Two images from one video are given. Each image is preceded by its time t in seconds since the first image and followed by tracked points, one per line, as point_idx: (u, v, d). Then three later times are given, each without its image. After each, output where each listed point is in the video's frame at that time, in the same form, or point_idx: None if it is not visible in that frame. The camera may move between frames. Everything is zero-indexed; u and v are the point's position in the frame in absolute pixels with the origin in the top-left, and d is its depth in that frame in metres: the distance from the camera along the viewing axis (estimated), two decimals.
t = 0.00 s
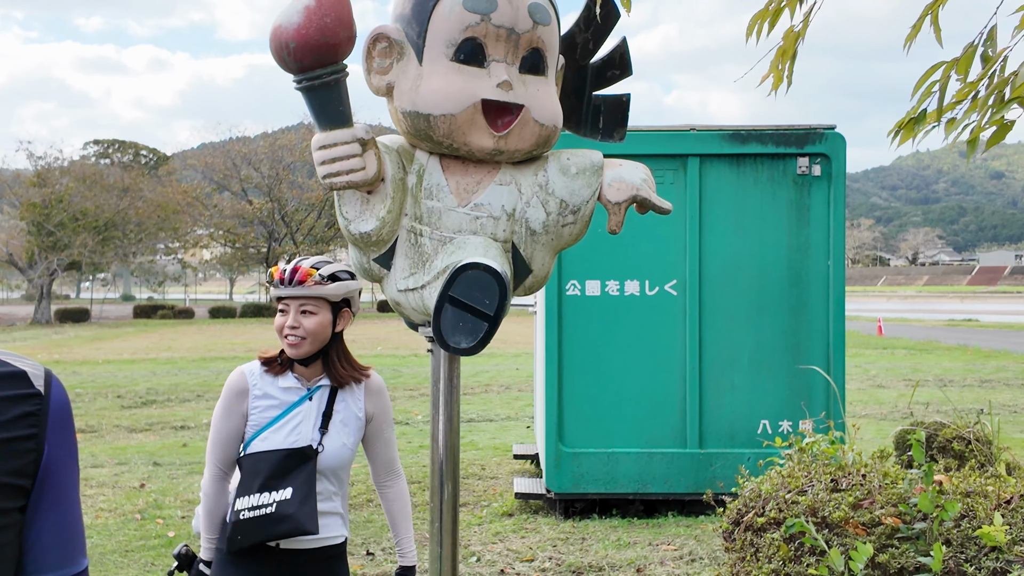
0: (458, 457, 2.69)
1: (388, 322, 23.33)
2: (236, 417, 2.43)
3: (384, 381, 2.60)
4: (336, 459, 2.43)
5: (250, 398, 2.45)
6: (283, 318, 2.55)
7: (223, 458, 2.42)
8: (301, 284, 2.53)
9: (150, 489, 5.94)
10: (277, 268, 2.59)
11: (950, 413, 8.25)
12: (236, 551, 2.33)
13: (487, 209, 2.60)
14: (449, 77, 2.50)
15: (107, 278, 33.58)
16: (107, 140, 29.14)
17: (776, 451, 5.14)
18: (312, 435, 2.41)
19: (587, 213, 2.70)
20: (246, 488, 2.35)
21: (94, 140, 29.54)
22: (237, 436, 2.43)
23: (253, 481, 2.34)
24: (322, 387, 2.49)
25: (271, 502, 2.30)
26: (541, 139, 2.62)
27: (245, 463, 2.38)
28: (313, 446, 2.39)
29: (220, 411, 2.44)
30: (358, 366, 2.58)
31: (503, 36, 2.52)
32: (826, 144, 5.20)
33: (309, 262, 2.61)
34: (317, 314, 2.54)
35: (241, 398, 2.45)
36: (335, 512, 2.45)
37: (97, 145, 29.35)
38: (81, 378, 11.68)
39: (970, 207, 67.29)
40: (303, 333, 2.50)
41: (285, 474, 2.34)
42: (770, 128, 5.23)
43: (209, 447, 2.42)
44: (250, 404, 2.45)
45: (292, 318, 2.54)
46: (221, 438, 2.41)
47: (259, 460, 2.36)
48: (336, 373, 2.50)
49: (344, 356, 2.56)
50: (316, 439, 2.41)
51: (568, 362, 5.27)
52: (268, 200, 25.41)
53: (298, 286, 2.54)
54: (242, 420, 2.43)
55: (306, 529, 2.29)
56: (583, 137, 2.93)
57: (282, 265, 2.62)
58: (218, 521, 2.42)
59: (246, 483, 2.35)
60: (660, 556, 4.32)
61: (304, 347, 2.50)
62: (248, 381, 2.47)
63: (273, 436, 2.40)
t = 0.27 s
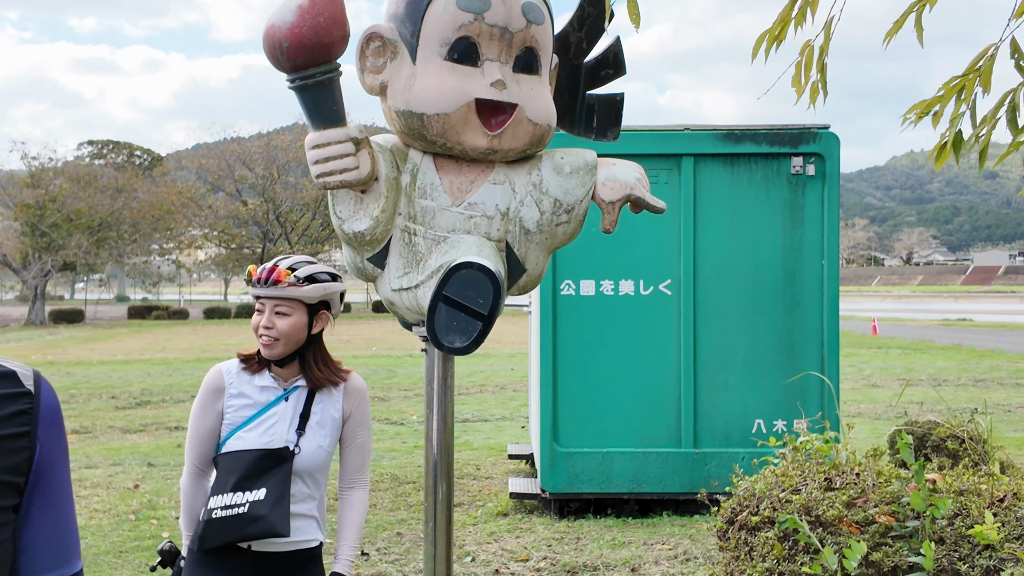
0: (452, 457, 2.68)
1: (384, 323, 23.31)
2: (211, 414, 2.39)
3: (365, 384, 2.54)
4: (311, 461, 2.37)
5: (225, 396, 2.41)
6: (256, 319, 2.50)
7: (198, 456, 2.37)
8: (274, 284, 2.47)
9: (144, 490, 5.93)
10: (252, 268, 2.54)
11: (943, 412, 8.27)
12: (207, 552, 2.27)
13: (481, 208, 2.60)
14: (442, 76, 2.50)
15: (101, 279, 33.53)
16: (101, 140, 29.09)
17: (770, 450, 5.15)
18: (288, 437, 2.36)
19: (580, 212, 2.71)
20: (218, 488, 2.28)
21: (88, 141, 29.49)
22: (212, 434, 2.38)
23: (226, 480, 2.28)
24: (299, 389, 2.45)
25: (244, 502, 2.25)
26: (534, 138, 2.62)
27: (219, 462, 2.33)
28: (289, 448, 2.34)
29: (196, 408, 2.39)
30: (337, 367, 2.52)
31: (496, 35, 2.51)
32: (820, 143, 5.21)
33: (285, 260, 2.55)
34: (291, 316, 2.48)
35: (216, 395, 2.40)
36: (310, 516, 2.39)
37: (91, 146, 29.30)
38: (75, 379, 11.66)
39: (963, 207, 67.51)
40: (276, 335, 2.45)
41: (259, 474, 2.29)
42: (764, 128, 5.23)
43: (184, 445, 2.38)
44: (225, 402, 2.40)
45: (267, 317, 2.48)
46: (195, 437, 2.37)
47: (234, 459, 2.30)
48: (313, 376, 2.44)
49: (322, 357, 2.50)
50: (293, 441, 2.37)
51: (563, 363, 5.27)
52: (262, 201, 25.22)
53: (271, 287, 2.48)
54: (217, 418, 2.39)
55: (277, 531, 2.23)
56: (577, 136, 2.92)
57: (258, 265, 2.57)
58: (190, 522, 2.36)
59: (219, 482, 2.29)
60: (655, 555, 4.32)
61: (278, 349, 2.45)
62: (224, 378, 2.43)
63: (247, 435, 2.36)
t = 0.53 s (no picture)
0: (449, 457, 2.68)
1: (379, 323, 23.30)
2: (165, 418, 2.38)
3: (322, 381, 2.53)
4: (267, 462, 2.37)
5: (177, 399, 2.40)
6: (227, 316, 2.50)
7: (153, 461, 2.36)
8: (252, 278, 2.50)
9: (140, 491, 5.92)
10: (221, 262, 2.52)
11: (939, 413, 8.29)
12: (164, 558, 2.26)
13: (477, 209, 2.60)
14: (439, 77, 2.50)
15: (95, 279, 33.44)
16: (96, 141, 29.02)
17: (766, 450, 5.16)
18: (243, 439, 2.36)
19: (577, 213, 2.71)
20: (172, 493, 2.28)
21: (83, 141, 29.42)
22: (166, 438, 2.37)
23: (179, 485, 2.28)
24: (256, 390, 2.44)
25: (197, 505, 2.24)
26: (530, 139, 2.62)
27: (173, 466, 2.32)
28: (243, 449, 2.34)
29: (148, 412, 2.39)
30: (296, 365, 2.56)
31: (492, 36, 2.52)
32: (815, 144, 5.23)
33: (253, 257, 2.56)
34: (265, 311, 2.53)
35: (169, 399, 2.40)
36: (269, 518, 2.39)
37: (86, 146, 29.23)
38: (70, 379, 11.62)
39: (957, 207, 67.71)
40: (251, 331, 2.48)
41: (213, 477, 2.28)
42: (759, 129, 5.25)
43: (140, 451, 2.37)
44: (177, 405, 2.39)
45: (238, 315, 2.50)
46: (149, 442, 2.36)
47: (186, 463, 2.30)
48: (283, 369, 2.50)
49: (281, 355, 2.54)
50: (247, 442, 2.37)
51: (558, 363, 5.27)
52: (257, 200, 25.33)
53: (247, 282, 2.50)
54: (170, 422, 2.38)
55: (232, 531, 2.23)
56: (573, 137, 2.93)
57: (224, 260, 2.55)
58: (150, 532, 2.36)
59: (172, 488, 2.29)
60: (651, 555, 4.33)
61: (252, 346, 2.48)
62: (176, 381, 2.42)
63: (201, 438, 2.35)
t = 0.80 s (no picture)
0: (450, 456, 2.69)
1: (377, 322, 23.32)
2: (148, 420, 2.36)
3: (303, 375, 2.54)
4: (255, 454, 2.39)
5: (159, 399, 2.38)
6: (215, 311, 2.48)
7: (136, 465, 2.34)
8: (242, 272, 2.52)
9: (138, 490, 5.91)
10: (209, 258, 2.52)
11: (937, 412, 8.31)
12: (160, 559, 2.28)
13: (479, 208, 2.60)
14: (441, 76, 2.50)
15: (92, 279, 33.40)
16: (92, 141, 28.98)
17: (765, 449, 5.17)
18: (232, 433, 2.37)
19: (578, 212, 2.71)
20: (162, 493, 2.28)
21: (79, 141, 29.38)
22: (149, 439, 2.36)
23: (170, 485, 2.29)
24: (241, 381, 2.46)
25: (191, 504, 2.26)
26: (532, 138, 2.62)
27: (160, 468, 2.32)
28: (232, 443, 2.36)
29: (128, 415, 2.36)
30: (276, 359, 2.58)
31: (494, 35, 2.52)
32: (814, 144, 5.24)
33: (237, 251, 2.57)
34: (253, 305, 2.54)
35: (150, 399, 2.37)
36: (261, 511, 2.42)
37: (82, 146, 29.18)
38: (68, 379, 11.60)
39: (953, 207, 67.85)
40: (241, 325, 2.49)
41: (204, 474, 2.30)
42: (758, 128, 5.26)
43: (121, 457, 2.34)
44: (159, 405, 2.37)
45: (228, 309, 2.49)
46: (130, 445, 2.34)
47: (174, 463, 2.30)
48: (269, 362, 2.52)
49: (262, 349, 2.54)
50: (234, 435, 2.38)
51: (557, 362, 5.28)
52: (254, 200, 25.36)
53: (237, 278, 2.51)
54: (154, 423, 2.36)
55: (232, 525, 2.26)
56: (574, 137, 2.93)
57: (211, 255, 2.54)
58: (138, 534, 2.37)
59: (162, 489, 2.29)
60: (651, 554, 4.33)
61: (242, 340, 2.48)
62: (156, 381, 2.39)
63: (188, 436, 2.35)
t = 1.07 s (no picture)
0: (442, 457, 2.70)
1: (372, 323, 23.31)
2: (141, 422, 2.34)
3: (288, 371, 2.58)
4: (251, 453, 2.41)
5: (153, 400, 2.36)
6: (211, 313, 2.47)
7: (127, 468, 2.32)
8: (236, 274, 2.51)
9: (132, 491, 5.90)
10: (205, 260, 2.51)
11: (930, 412, 8.34)
12: (158, 562, 2.27)
13: (470, 211, 2.61)
14: (432, 79, 2.51)
15: (87, 279, 33.34)
16: (86, 141, 28.92)
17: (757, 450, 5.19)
18: (228, 432, 2.38)
19: (569, 214, 2.72)
20: (161, 494, 2.28)
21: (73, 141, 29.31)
22: (142, 442, 2.34)
23: (168, 486, 2.29)
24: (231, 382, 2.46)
25: (193, 503, 2.27)
26: (523, 141, 2.63)
27: (156, 469, 2.31)
28: (229, 442, 2.37)
29: (119, 417, 2.33)
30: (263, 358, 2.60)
31: (485, 38, 2.53)
32: (807, 145, 5.25)
33: (229, 252, 2.56)
34: (247, 305, 2.56)
35: (144, 401, 2.35)
36: (255, 511, 2.44)
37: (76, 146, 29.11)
38: (61, 380, 11.58)
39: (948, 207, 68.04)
40: (237, 326, 2.50)
41: (203, 473, 2.30)
42: (751, 129, 5.28)
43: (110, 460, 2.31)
44: (153, 407, 2.36)
45: (224, 310, 2.50)
46: (123, 448, 2.32)
47: (173, 463, 2.30)
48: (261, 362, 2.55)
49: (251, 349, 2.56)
50: (231, 434, 2.39)
51: (551, 363, 5.29)
52: (249, 200, 25.37)
53: (233, 279, 2.51)
54: (147, 425, 2.35)
55: (235, 521, 2.28)
56: (566, 139, 2.94)
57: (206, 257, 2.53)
58: (130, 538, 2.35)
59: (161, 490, 2.29)
60: (643, 555, 4.34)
61: (238, 341, 2.49)
62: (150, 383, 2.38)
63: (184, 436, 2.35)
